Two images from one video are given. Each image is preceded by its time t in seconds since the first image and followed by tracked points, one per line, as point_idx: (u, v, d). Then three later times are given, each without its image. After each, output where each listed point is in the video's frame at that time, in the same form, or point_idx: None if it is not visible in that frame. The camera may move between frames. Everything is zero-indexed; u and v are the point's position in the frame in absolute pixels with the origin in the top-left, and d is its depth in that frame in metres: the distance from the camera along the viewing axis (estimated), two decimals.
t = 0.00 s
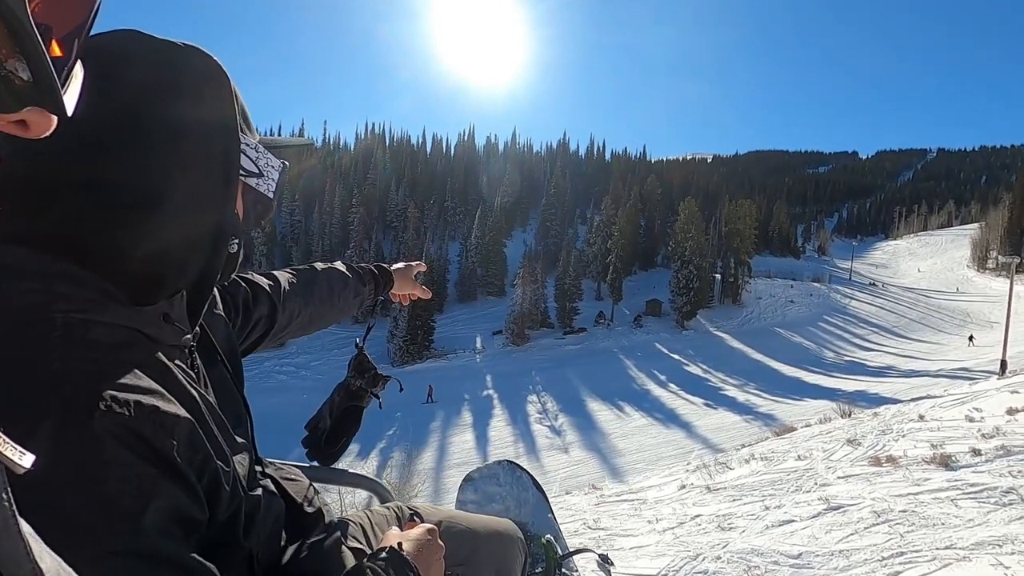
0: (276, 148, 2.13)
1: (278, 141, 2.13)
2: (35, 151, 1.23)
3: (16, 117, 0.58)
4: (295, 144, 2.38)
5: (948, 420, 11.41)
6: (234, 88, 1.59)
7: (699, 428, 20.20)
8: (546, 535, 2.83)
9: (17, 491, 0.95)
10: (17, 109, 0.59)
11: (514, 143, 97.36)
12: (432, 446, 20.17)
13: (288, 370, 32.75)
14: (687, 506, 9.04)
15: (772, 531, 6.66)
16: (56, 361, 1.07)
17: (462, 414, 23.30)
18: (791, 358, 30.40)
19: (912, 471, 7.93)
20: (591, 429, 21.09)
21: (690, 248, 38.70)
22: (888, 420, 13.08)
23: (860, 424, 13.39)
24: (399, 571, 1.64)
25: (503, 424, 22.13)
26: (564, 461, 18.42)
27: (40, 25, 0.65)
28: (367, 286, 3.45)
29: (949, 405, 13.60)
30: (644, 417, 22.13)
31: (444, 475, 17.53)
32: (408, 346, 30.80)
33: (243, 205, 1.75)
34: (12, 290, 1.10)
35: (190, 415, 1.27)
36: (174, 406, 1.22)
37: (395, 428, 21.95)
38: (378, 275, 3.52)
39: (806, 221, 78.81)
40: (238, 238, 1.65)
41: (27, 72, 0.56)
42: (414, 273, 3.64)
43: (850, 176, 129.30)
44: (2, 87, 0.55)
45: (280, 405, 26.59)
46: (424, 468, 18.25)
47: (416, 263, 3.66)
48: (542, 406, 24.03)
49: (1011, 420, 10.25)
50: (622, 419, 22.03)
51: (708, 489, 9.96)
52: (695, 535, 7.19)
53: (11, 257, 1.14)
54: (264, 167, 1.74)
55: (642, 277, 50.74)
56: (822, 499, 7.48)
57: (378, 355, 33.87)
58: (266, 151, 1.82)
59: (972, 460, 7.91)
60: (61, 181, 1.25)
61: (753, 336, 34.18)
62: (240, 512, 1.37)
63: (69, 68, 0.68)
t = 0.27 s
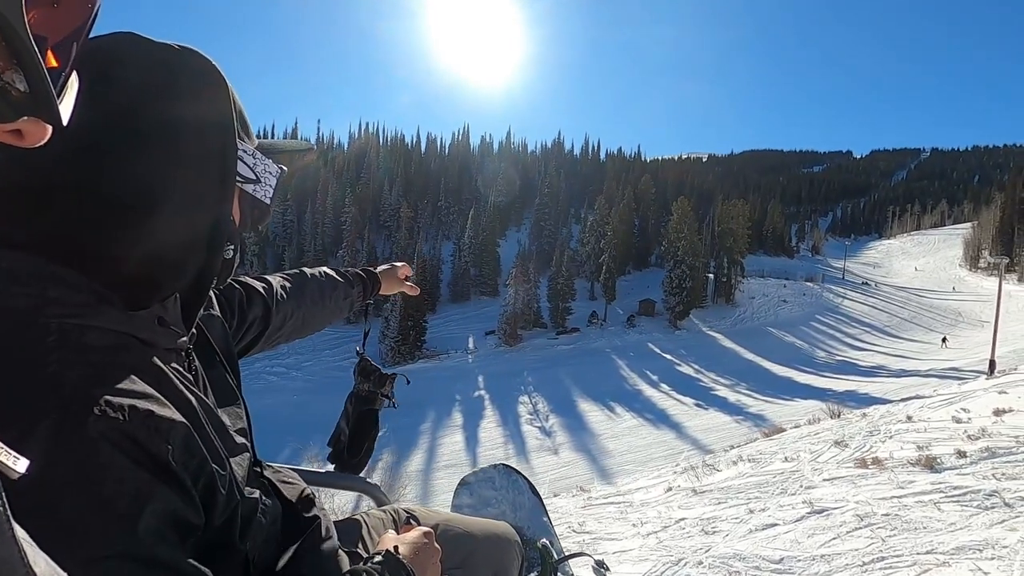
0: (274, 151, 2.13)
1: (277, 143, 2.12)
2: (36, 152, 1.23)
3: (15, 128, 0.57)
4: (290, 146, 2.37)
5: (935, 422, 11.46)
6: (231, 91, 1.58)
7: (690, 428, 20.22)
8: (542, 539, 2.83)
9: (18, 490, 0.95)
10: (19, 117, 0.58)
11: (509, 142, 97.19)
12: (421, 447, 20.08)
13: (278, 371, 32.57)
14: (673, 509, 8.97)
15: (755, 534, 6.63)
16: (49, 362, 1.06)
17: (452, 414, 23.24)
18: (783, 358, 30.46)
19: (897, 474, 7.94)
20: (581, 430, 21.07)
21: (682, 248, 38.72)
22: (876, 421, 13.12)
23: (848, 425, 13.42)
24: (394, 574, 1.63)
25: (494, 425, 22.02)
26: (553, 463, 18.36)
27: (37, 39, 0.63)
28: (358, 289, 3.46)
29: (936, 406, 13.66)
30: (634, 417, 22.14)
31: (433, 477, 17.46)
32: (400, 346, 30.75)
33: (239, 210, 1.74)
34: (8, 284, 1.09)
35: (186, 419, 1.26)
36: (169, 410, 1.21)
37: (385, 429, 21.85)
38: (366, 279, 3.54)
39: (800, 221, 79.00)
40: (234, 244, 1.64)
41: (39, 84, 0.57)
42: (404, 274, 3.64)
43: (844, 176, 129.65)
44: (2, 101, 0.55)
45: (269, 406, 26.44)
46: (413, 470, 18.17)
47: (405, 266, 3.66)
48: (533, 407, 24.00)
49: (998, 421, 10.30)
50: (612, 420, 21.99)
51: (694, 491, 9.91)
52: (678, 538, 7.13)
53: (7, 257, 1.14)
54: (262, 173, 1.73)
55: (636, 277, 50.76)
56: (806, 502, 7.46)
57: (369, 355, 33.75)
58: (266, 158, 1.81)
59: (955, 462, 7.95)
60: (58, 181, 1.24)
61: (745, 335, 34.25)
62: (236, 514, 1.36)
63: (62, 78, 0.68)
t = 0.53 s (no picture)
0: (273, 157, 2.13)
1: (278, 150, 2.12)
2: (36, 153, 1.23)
3: (18, 133, 0.57)
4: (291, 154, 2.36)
5: (926, 425, 11.48)
6: (227, 94, 1.58)
7: (682, 431, 20.20)
8: (540, 541, 2.82)
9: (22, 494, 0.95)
10: (24, 126, 0.58)
11: (505, 142, 97.10)
12: (413, 450, 20.02)
13: (270, 373, 32.43)
14: (659, 514, 8.96)
15: (740, 541, 6.63)
16: (42, 366, 1.05)
17: (445, 416, 23.18)
18: (777, 359, 30.49)
19: (885, 478, 7.95)
20: (574, 432, 21.02)
21: (677, 249, 38.71)
22: (868, 424, 13.13)
23: (838, 428, 13.42)
24: None
25: (486, 427, 21.94)
26: (544, 466, 18.31)
27: (39, 48, 0.63)
28: (348, 284, 3.45)
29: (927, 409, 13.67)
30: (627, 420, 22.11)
31: (423, 480, 17.39)
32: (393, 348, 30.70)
33: (237, 217, 1.73)
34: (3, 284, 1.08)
35: (184, 424, 1.26)
36: (167, 415, 1.21)
37: (377, 431, 21.79)
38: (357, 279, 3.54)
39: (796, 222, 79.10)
40: (231, 249, 1.64)
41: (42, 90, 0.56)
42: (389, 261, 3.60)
43: (841, 177, 129.83)
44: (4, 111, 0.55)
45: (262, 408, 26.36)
46: (403, 472, 18.11)
47: (389, 254, 3.62)
48: (526, 409, 23.96)
49: (988, 425, 10.31)
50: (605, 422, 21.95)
51: (682, 496, 9.90)
52: (664, 544, 7.15)
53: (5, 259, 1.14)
54: (259, 177, 1.72)
55: (631, 278, 50.74)
56: (792, 507, 7.46)
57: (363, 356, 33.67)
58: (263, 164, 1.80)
59: (944, 466, 7.96)
60: (54, 183, 1.23)
61: (740, 337, 34.27)
62: (236, 517, 1.36)
63: (63, 83, 0.68)
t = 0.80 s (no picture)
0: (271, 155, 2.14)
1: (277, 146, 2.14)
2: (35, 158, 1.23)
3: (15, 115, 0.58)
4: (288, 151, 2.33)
5: (919, 428, 11.48)
6: (213, 88, 1.57)
7: (676, 434, 20.17)
8: (538, 542, 2.82)
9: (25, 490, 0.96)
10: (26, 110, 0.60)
11: (503, 144, 97.12)
12: (406, 454, 19.94)
13: (265, 377, 32.34)
14: (649, 521, 8.90)
15: (729, 548, 6.58)
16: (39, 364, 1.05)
17: (439, 420, 23.11)
18: (774, 361, 30.48)
19: (876, 483, 7.89)
20: (568, 436, 20.97)
21: (674, 251, 38.70)
22: (862, 427, 13.10)
23: (832, 432, 13.39)
24: None
25: (480, 431, 21.87)
26: (538, 469, 18.23)
27: (30, 35, 0.64)
28: (334, 285, 3.45)
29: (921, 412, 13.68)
30: (622, 423, 22.06)
31: (416, 485, 17.31)
32: (388, 351, 30.64)
33: (232, 215, 1.74)
34: None
35: (186, 421, 1.27)
36: (169, 412, 1.22)
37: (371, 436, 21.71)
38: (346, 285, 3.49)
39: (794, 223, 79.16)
40: (227, 248, 1.65)
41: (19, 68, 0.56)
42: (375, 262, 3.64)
43: (839, 178, 129.87)
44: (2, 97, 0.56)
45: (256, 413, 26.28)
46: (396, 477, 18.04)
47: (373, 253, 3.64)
48: (521, 412, 23.91)
49: (981, 428, 10.31)
50: (599, 425, 21.88)
51: (673, 502, 9.85)
52: (651, 552, 7.11)
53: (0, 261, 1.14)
54: (252, 174, 1.72)
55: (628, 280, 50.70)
56: (781, 513, 7.38)
57: (358, 360, 33.61)
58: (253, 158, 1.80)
59: (936, 471, 7.92)
60: (52, 187, 1.24)
61: (737, 339, 34.27)
62: (236, 515, 1.37)
63: (51, 62, 0.70)
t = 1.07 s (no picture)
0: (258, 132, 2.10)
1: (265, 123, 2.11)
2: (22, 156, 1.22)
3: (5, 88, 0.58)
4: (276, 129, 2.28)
5: (914, 428, 11.49)
6: (180, 64, 1.55)
7: (672, 434, 20.15)
8: (538, 539, 2.83)
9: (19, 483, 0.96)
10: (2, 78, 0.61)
11: (501, 143, 97.00)
12: (400, 456, 19.90)
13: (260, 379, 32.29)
14: (640, 524, 8.88)
15: (717, 553, 6.57)
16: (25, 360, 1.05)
17: (434, 421, 23.08)
18: (771, 360, 30.47)
19: (868, 485, 7.87)
20: (563, 437, 20.94)
21: (671, 250, 38.67)
22: (856, 427, 13.11)
23: (826, 432, 13.40)
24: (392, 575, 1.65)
25: (474, 433, 21.81)
26: (532, 470, 18.20)
27: None
28: (354, 272, 3.44)
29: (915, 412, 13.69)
30: (617, 423, 22.03)
31: (410, 488, 17.28)
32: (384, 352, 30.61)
33: (212, 195, 1.74)
34: None
35: (182, 414, 1.27)
36: (163, 405, 1.22)
37: (365, 439, 21.68)
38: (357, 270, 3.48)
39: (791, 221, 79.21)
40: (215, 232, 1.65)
41: None
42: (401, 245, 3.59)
43: (838, 176, 129.80)
44: None
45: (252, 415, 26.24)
46: (390, 480, 18.01)
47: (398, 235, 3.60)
48: (516, 413, 23.87)
49: (974, 428, 10.32)
50: (595, 426, 21.84)
51: (664, 504, 9.84)
52: (640, 557, 7.10)
53: None
54: (229, 151, 1.72)
55: (625, 279, 50.68)
56: (772, 517, 7.36)
57: (354, 361, 33.56)
58: (233, 137, 1.78)
59: (928, 472, 7.89)
60: (45, 189, 1.23)
61: (734, 338, 34.29)
62: (237, 509, 1.37)
63: (22, 30, 0.70)
